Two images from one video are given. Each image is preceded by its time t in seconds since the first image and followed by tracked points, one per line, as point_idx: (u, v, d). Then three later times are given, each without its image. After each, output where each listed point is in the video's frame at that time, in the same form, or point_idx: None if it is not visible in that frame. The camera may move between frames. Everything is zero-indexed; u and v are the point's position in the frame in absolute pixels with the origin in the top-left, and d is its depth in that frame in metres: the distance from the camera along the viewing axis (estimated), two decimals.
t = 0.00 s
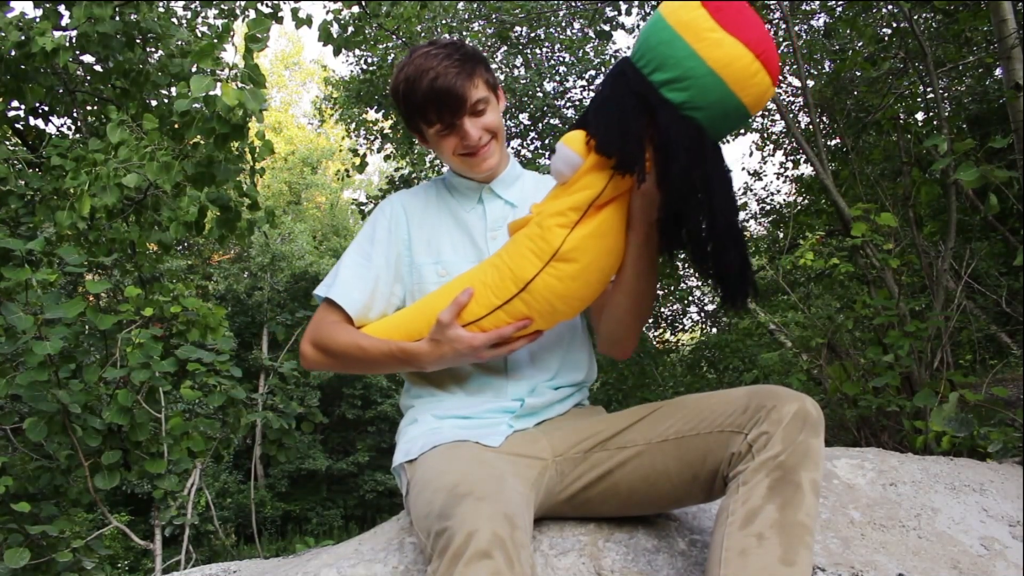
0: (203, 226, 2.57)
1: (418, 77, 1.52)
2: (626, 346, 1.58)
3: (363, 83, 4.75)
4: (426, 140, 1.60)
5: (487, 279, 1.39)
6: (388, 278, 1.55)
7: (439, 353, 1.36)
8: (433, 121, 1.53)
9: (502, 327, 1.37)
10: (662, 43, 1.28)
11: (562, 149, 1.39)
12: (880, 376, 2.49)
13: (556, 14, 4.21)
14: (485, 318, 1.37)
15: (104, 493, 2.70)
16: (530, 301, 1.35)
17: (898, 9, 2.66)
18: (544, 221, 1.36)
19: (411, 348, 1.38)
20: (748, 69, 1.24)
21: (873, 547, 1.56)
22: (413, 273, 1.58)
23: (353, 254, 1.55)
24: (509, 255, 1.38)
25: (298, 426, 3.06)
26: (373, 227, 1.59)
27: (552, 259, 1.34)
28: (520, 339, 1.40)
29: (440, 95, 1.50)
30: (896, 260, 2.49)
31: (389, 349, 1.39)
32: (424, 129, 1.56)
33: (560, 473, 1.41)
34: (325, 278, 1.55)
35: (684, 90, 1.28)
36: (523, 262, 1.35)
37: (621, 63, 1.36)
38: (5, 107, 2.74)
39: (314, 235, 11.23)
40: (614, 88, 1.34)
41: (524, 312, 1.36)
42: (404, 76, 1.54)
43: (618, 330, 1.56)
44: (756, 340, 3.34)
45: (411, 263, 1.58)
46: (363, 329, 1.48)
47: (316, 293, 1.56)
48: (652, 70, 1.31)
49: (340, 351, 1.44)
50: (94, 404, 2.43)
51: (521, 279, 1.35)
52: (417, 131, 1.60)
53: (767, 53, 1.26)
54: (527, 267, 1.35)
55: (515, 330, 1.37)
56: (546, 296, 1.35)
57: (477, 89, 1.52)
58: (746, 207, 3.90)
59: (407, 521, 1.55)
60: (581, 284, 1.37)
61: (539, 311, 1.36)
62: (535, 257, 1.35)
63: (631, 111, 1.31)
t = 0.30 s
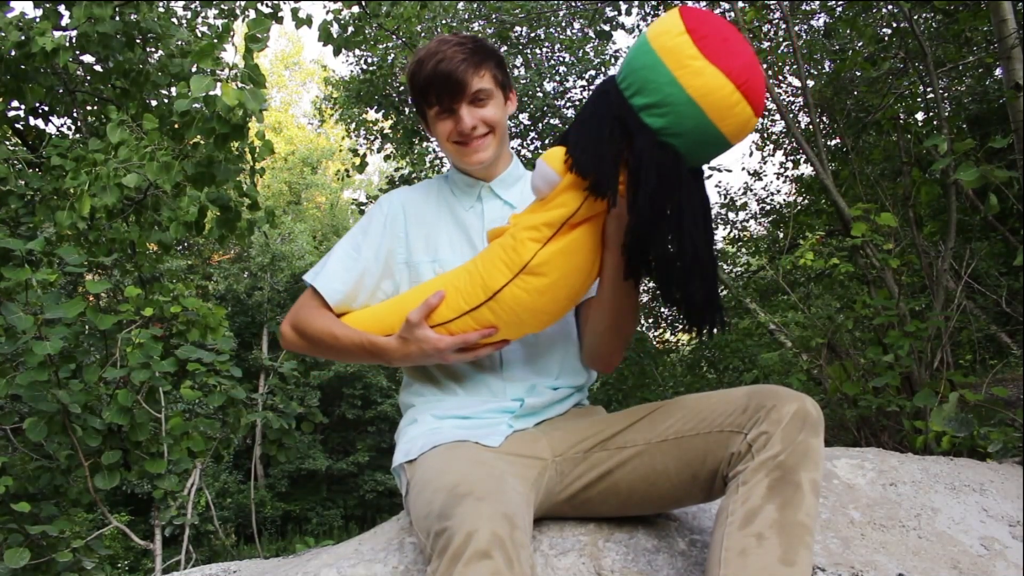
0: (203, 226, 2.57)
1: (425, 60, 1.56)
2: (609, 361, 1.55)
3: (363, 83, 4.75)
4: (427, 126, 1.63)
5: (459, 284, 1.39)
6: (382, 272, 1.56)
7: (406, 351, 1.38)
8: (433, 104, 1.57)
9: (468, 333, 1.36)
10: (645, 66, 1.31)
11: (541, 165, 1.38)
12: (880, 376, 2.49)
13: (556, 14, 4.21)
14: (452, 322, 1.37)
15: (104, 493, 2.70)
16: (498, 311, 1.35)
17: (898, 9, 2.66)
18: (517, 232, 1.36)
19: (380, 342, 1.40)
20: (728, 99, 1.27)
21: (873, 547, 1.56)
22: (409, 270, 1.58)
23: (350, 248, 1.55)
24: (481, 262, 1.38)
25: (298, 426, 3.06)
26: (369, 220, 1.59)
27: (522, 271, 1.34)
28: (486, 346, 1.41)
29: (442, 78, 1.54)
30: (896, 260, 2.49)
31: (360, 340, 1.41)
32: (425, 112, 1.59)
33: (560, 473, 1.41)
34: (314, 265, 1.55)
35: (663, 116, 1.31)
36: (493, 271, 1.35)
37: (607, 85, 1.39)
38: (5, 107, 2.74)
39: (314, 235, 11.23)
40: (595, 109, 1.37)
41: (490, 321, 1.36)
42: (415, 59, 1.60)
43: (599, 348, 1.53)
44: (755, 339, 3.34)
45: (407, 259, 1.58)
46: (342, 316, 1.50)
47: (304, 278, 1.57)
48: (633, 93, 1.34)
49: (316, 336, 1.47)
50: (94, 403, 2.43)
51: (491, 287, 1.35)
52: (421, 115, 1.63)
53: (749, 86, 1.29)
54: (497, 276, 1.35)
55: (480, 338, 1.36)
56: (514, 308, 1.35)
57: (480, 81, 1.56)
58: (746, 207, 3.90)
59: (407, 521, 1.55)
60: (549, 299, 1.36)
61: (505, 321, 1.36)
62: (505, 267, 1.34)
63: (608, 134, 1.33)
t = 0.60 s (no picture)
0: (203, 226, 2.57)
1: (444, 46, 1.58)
2: (608, 368, 1.53)
3: (363, 83, 4.75)
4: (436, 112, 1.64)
5: (462, 288, 1.39)
6: (383, 270, 1.56)
7: (405, 351, 1.39)
8: (445, 89, 1.58)
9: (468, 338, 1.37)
10: (660, 88, 1.28)
11: (551, 176, 1.35)
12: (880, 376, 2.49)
13: (556, 14, 4.21)
14: (454, 326, 1.37)
15: (104, 493, 2.70)
16: (500, 318, 1.35)
17: (898, 9, 2.66)
18: (524, 240, 1.35)
19: (379, 341, 1.41)
20: (744, 125, 1.24)
21: (873, 547, 1.56)
22: (408, 268, 1.58)
23: (351, 246, 1.55)
24: (487, 268, 1.38)
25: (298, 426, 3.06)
26: (370, 218, 1.59)
27: (527, 281, 1.33)
28: (485, 350, 1.41)
29: (457, 64, 1.55)
30: (896, 260, 2.49)
31: (358, 338, 1.42)
32: (436, 96, 1.61)
33: (560, 473, 1.41)
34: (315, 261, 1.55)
35: (677, 138, 1.28)
36: (497, 278, 1.35)
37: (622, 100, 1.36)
38: (5, 107, 2.74)
39: (314, 235, 11.24)
40: (608, 125, 1.35)
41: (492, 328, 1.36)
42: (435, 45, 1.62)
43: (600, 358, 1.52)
44: (756, 339, 3.34)
45: (407, 257, 1.58)
46: (340, 312, 1.51)
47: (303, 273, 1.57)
48: (648, 113, 1.30)
49: (313, 331, 1.48)
50: (94, 403, 2.43)
51: (494, 294, 1.34)
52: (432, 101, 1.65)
53: (765, 111, 1.26)
54: (501, 283, 1.34)
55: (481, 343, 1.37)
56: (517, 316, 1.34)
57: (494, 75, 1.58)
58: (746, 207, 3.90)
59: (407, 522, 1.55)
60: (552, 309, 1.35)
61: (506, 328, 1.36)
62: (510, 276, 1.34)
63: (622, 152, 1.31)
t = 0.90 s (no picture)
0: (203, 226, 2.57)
1: (457, 44, 1.59)
2: (630, 363, 1.57)
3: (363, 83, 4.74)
4: (444, 110, 1.64)
5: (500, 288, 1.37)
6: (392, 272, 1.55)
7: (444, 357, 1.36)
8: (455, 86, 1.58)
9: (510, 337, 1.36)
10: (702, 80, 1.32)
11: (592, 171, 1.38)
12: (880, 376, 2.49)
13: (556, 14, 4.21)
14: (496, 327, 1.36)
15: (104, 493, 2.70)
16: (545, 314, 1.35)
17: (898, 9, 2.65)
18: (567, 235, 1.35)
19: (415, 349, 1.37)
20: (784, 116, 1.29)
21: (873, 547, 1.56)
22: (416, 269, 1.57)
23: (361, 249, 1.54)
24: (526, 265, 1.37)
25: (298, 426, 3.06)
26: (377, 220, 1.58)
27: (572, 275, 1.34)
28: (527, 348, 1.41)
29: (469, 62, 1.56)
30: (896, 260, 2.49)
31: (391, 347, 1.38)
32: (444, 93, 1.60)
33: (561, 473, 1.41)
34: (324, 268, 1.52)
35: (721, 128, 1.32)
36: (541, 274, 1.34)
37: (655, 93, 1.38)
38: (5, 107, 2.74)
39: (314, 235, 11.25)
40: (648, 119, 1.36)
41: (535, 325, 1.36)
42: (446, 43, 1.62)
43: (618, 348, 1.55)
44: (756, 339, 3.34)
45: (414, 259, 1.57)
46: (362, 322, 1.46)
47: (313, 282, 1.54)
48: (690, 105, 1.34)
49: (340, 344, 1.42)
50: (94, 404, 2.43)
51: (539, 291, 1.34)
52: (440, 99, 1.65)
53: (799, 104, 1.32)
54: (546, 280, 1.34)
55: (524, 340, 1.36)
56: (562, 310, 1.35)
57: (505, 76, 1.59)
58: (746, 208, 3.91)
59: (407, 521, 1.55)
60: (597, 300, 1.38)
61: (550, 324, 1.36)
62: (554, 272, 1.34)
63: (668, 144, 1.33)
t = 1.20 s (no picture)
0: (203, 226, 2.57)
1: (463, 45, 1.59)
2: (652, 348, 1.57)
3: (363, 83, 4.74)
4: (445, 111, 1.63)
5: (529, 288, 1.34)
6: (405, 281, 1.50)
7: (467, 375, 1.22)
8: (459, 85, 1.58)
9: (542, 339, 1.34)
10: (732, 76, 1.34)
11: (620, 163, 1.40)
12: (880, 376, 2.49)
13: (556, 14, 4.21)
14: (528, 327, 1.32)
15: (104, 493, 2.70)
16: (578, 311, 1.33)
17: (898, 9, 2.65)
18: (596, 231, 1.35)
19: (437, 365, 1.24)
20: (812, 113, 1.32)
21: (873, 547, 1.56)
22: (427, 274, 1.53)
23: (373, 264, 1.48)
24: (555, 262, 1.35)
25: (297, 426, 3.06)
26: (383, 234, 1.53)
27: (604, 270, 1.33)
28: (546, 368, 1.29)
29: (475, 63, 1.57)
30: (896, 260, 2.49)
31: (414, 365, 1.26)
32: (448, 92, 1.60)
33: (562, 472, 1.41)
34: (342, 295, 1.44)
35: (751, 124, 1.34)
36: (572, 269, 1.33)
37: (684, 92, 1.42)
38: (5, 107, 2.74)
39: (314, 235, 11.26)
40: (680, 114, 1.39)
41: (566, 326, 1.34)
42: (449, 45, 1.62)
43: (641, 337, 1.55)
44: (756, 340, 3.34)
45: (423, 264, 1.54)
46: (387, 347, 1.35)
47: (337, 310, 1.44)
48: (720, 105, 1.37)
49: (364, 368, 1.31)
50: (94, 403, 2.43)
51: (570, 289, 1.32)
52: (441, 99, 1.64)
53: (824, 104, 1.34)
54: (577, 276, 1.32)
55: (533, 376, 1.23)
56: (594, 308, 1.34)
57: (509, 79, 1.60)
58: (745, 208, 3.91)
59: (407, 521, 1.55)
60: (628, 295, 1.37)
61: (583, 321, 1.34)
62: (586, 267, 1.32)
63: (702, 138, 1.35)
